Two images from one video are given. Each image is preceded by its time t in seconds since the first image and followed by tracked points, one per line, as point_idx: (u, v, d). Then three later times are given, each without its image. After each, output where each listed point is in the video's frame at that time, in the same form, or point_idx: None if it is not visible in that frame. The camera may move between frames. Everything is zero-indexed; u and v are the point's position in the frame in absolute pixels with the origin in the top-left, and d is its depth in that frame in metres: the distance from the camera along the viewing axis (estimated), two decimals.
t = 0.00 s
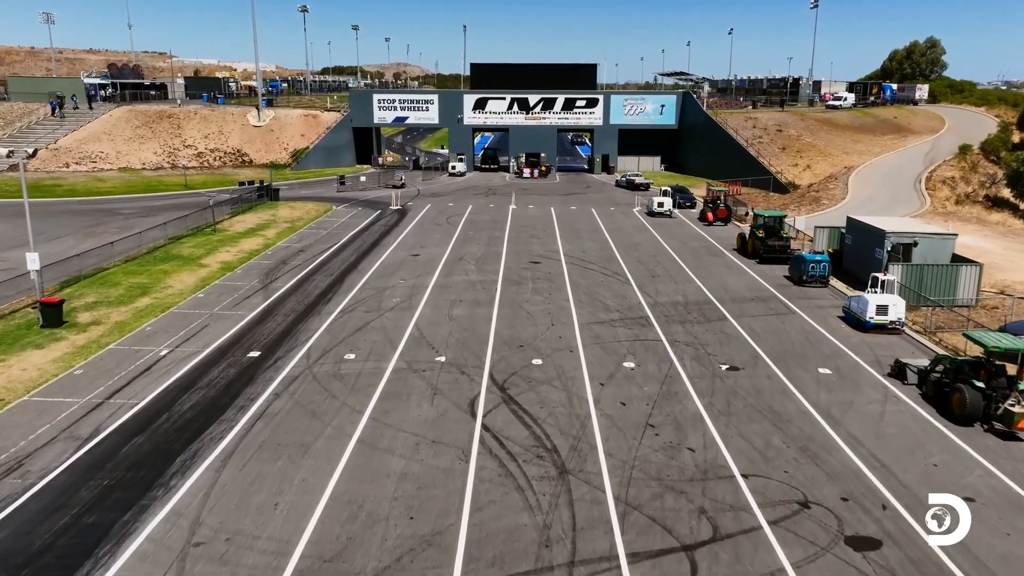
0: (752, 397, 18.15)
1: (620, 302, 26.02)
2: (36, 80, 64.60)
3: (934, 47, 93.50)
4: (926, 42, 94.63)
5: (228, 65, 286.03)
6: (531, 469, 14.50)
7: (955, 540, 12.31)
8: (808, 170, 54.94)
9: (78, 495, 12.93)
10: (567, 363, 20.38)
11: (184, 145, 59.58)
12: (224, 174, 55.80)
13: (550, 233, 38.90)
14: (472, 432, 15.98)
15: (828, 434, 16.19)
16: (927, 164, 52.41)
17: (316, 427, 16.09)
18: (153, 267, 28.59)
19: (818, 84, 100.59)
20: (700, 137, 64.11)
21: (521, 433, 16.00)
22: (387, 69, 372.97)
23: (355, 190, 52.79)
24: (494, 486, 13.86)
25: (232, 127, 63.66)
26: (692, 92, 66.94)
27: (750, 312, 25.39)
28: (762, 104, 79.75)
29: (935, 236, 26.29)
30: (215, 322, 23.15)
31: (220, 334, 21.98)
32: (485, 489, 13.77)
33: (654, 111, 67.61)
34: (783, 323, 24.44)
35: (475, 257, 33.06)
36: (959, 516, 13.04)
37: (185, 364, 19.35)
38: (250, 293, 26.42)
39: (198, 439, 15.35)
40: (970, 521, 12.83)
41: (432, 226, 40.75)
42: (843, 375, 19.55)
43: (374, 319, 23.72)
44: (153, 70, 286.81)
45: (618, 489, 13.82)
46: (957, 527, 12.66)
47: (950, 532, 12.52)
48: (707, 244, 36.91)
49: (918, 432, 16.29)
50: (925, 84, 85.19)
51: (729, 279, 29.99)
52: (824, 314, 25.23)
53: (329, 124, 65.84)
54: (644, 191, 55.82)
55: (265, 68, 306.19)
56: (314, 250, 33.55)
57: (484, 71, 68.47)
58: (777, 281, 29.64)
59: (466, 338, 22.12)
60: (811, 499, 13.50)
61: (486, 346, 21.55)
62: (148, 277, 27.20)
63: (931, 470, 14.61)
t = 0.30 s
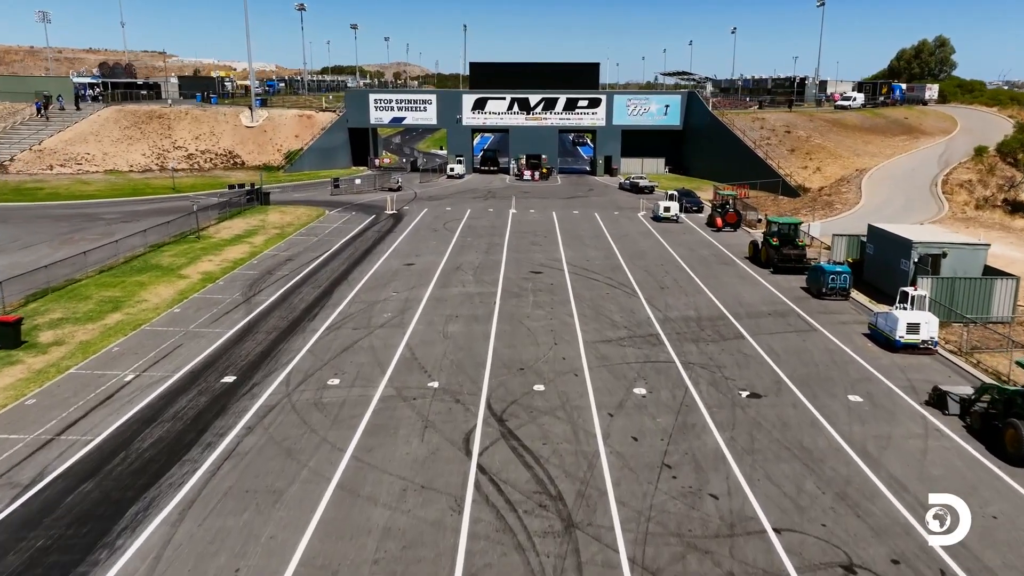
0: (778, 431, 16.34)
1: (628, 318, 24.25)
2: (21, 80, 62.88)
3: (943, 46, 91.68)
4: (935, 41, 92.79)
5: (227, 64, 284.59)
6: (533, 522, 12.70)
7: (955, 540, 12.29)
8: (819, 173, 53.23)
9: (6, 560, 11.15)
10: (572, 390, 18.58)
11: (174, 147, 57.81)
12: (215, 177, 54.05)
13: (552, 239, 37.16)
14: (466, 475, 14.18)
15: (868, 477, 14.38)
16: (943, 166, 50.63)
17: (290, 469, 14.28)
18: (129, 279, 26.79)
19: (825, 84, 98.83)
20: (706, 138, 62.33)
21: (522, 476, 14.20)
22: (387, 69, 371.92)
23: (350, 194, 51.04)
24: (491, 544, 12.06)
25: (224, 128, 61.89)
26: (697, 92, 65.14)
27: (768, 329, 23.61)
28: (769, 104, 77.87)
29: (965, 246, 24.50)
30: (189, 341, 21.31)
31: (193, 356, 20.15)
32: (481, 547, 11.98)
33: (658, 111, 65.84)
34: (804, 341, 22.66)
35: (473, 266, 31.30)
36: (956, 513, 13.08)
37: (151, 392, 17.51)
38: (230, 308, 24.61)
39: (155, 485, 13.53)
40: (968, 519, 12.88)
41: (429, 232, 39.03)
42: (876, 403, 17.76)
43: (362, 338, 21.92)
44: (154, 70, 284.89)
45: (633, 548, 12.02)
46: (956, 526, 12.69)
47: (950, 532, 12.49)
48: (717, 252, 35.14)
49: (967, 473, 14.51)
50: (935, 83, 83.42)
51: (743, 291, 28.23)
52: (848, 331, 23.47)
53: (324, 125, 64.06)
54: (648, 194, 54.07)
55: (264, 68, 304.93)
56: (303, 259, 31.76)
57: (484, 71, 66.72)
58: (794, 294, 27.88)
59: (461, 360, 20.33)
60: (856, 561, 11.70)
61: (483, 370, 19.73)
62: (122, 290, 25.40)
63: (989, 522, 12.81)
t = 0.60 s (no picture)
0: (814, 476, 14.41)
1: (637, 339, 22.36)
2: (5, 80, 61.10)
3: (953, 45, 89.85)
4: (944, 40, 90.93)
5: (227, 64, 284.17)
6: None
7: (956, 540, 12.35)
8: (830, 177, 51.42)
9: None
10: (579, 425, 16.63)
11: (162, 149, 55.89)
12: (204, 180, 52.19)
13: (554, 248, 35.29)
14: (459, 536, 12.27)
15: (924, 537, 12.45)
16: (960, 169, 48.69)
17: (256, 529, 12.35)
18: (98, 293, 24.85)
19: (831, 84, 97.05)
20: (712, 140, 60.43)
21: (523, 537, 12.28)
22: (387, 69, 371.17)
23: (344, 198, 49.19)
24: None
25: (215, 129, 60.02)
26: (703, 92, 63.23)
27: (791, 351, 21.71)
28: (776, 105, 75.97)
29: (1003, 258, 22.66)
30: (156, 367, 19.37)
31: (160, 384, 18.18)
32: None
33: (663, 112, 63.94)
34: (830, 364, 20.75)
35: (470, 278, 29.42)
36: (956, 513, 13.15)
37: (105, 430, 15.52)
38: (206, 326, 22.67)
39: (96, 551, 11.61)
40: (968, 518, 12.95)
41: (426, 240, 37.20)
42: (920, 441, 15.84)
43: (347, 363, 19.97)
44: (152, 70, 283.65)
45: None
46: (957, 526, 12.75)
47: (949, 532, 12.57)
48: (729, 262, 33.26)
49: None
50: (945, 83, 81.63)
51: (759, 306, 26.34)
52: (877, 353, 21.59)
53: (318, 126, 62.17)
54: (653, 198, 52.24)
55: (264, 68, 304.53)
56: (289, 270, 29.82)
57: (483, 70, 64.85)
58: (814, 309, 26.01)
59: (455, 390, 18.39)
60: None
61: (479, 401, 17.79)
62: (89, 307, 23.48)
63: None
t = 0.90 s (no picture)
0: (863, 540, 12.40)
1: (650, 365, 20.35)
2: None
3: (964, 44, 87.98)
4: (955, 39, 88.97)
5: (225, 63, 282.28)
6: None
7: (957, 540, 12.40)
8: (844, 180, 49.51)
9: None
10: (589, 472, 14.61)
11: (149, 151, 53.88)
12: (191, 185, 50.20)
13: (557, 258, 33.33)
14: None
15: None
16: (979, 172, 46.75)
17: None
18: (61, 312, 22.81)
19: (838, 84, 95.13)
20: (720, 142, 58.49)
21: None
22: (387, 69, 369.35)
23: (338, 204, 47.17)
24: None
25: (204, 131, 58.02)
26: (709, 92, 61.26)
27: (819, 378, 19.70)
28: (783, 105, 74.05)
29: None
30: (114, 399, 17.32)
31: (115, 421, 16.12)
32: None
33: (668, 113, 61.94)
34: (865, 393, 18.75)
35: (467, 292, 27.45)
36: (952, 512, 13.24)
37: (43, 482, 13.47)
38: (175, 350, 20.63)
39: None
40: (968, 518, 13.01)
41: (421, 249, 35.20)
42: (980, 493, 13.84)
43: (329, 395, 17.93)
44: (150, 70, 281.78)
45: None
46: (956, 524, 12.84)
47: (949, 530, 12.64)
48: (743, 274, 31.26)
49: None
50: (956, 84, 79.71)
51: (780, 325, 24.29)
52: (915, 380, 19.59)
53: (311, 128, 60.18)
54: (659, 203, 50.28)
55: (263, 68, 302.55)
56: (273, 284, 27.83)
57: (483, 70, 62.91)
58: (840, 328, 24.04)
59: (448, 428, 16.37)
60: None
61: (475, 442, 15.75)
62: (49, 328, 21.45)
63: None
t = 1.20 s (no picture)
0: None
1: (665, 398, 18.25)
2: None
3: (976, 43, 86.02)
4: (966, 37, 86.92)
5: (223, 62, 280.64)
6: None
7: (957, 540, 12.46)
8: (858, 185, 47.52)
9: None
10: (602, 536, 12.50)
11: (134, 153, 51.80)
12: (177, 189, 48.16)
13: (560, 269, 31.28)
14: None
15: None
16: (1001, 176, 44.69)
17: None
18: (14, 334, 20.72)
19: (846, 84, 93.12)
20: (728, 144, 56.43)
21: None
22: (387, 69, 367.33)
23: (330, 209, 45.16)
24: None
25: (193, 132, 55.95)
26: (716, 92, 59.19)
27: (856, 412, 17.61)
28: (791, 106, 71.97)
29: None
30: (57, 441, 15.19)
31: (54, 470, 13.99)
32: None
33: (674, 114, 59.84)
34: (909, 430, 16.66)
35: (463, 310, 25.38)
36: (953, 512, 13.30)
37: None
38: (135, 380, 18.49)
39: None
40: (968, 518, 13.08)
41: (416, 258, 33.21)
42: None
43: (304, 436, 15.81)
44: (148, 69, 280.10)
45: None
46: (956, 525, 12.90)
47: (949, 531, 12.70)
48: (759, 288, 29.22)
49: None
50: (969, 83, 77.71)
51: (805, 347, 22.21)
52: (963, 414, 17.51)
53: (304, 129, 58.15)
54: (665, 209, 48.23)
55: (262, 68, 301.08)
56: (252, 300, 25.75)
57: (482, 69, 60.84)
58: (870, 351, 21.98)
59: (438, 478, 14.25)
60: None
61: (469, 497, 13.63)
62: None
63: None
